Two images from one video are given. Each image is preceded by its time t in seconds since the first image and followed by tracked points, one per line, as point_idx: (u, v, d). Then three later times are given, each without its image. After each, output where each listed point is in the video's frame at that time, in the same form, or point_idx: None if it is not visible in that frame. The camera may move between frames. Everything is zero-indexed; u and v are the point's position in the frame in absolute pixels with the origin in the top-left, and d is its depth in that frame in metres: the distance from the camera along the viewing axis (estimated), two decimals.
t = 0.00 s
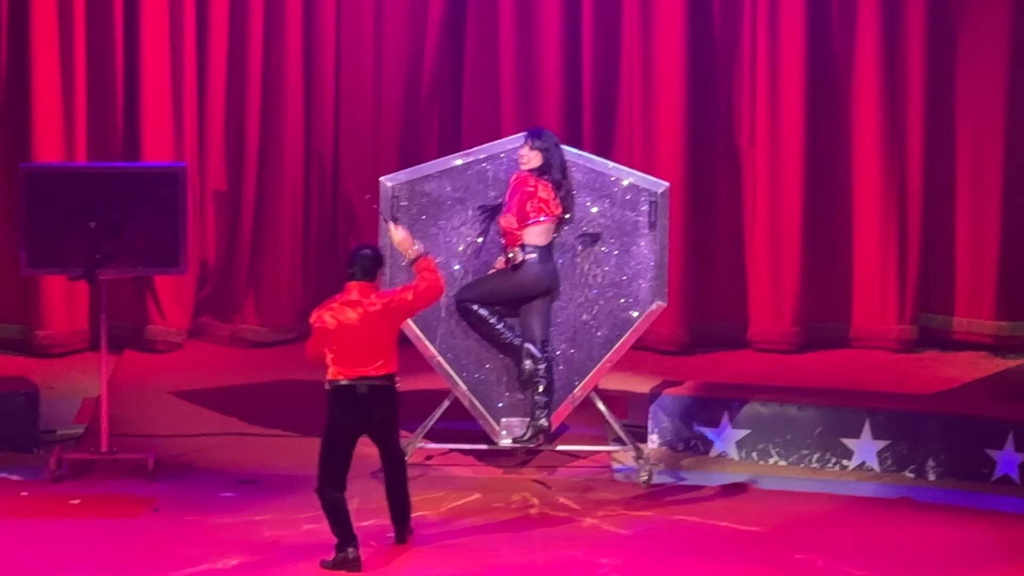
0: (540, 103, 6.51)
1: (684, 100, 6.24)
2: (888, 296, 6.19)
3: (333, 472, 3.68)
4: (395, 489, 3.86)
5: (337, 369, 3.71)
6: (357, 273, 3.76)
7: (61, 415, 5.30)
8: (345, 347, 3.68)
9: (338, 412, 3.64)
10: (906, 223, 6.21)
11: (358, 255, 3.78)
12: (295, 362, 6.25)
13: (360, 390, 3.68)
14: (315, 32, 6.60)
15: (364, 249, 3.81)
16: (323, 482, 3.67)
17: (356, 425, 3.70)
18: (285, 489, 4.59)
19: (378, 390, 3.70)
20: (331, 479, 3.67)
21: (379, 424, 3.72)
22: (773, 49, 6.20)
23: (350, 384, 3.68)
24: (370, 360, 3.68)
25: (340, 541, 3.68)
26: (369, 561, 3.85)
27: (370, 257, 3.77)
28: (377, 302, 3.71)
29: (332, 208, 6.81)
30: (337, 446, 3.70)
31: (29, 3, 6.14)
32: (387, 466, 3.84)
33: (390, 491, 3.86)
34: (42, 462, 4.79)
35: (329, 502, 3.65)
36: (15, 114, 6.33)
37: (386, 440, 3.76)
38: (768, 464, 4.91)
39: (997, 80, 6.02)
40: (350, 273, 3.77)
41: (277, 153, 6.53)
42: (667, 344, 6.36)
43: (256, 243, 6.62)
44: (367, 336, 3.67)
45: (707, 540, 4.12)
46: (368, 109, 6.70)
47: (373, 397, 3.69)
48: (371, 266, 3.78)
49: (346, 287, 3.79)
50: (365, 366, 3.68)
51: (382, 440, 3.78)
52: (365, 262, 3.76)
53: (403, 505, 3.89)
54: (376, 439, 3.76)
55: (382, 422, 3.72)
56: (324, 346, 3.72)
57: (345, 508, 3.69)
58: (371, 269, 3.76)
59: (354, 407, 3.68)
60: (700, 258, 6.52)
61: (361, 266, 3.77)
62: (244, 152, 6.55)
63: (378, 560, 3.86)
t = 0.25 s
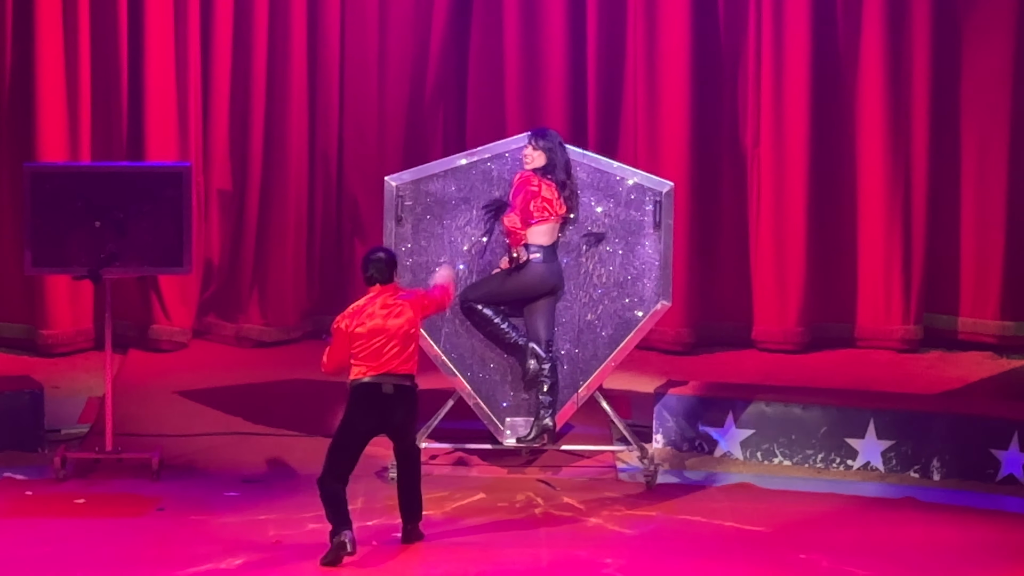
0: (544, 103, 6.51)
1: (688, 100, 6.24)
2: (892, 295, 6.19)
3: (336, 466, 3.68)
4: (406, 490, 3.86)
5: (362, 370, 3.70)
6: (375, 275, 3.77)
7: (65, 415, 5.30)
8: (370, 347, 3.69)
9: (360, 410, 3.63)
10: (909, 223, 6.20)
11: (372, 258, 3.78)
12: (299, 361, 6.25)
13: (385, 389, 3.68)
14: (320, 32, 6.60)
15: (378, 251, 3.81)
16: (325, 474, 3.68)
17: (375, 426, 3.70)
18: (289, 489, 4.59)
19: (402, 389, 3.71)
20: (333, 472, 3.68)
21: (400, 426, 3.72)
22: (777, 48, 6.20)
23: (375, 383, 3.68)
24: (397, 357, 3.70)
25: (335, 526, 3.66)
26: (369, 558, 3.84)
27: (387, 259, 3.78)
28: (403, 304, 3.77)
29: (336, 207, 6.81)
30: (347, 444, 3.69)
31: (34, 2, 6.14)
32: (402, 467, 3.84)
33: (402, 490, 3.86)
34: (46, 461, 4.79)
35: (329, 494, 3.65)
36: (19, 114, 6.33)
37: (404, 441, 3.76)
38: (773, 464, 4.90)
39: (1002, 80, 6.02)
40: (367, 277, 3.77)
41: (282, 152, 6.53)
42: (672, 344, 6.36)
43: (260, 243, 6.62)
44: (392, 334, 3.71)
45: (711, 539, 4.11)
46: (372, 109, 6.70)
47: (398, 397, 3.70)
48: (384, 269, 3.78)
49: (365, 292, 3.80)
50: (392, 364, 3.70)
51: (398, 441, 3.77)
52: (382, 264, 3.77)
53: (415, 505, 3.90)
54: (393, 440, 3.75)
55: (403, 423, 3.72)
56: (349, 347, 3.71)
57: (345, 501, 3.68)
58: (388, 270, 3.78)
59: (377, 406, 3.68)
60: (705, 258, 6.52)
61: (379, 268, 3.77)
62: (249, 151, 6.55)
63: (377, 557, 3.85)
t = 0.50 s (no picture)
0: (546, 104, 6.51)
1: (690, 100, 6.25)
2: (893, 295, 6.19)
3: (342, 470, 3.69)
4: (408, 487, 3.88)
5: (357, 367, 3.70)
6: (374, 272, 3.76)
7: (67, 415, 5.30)
8: (365, 344, 3.69)
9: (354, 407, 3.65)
10: (911, 224, 6.20)
11: (372, 254, 3.77)
12: (301, 361, 6.25)
13: (379, 386, 3.69)
14: (322, 33, 6.60)
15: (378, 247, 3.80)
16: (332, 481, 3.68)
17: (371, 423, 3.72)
18: (291, 488, 4.59)
19: (395, 386, 3.71)
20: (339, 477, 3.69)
21: (395, 422, 3.74)
22: (779, 48, 6.20)
23: (369, 379, 3.68)
24: (392, 355, 3.69)
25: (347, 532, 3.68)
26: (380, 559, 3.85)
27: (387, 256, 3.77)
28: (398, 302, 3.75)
29: (338, 207, 6.81)
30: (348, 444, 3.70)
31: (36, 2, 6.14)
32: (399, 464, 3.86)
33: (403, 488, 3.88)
34: (48, 461, 4.79)
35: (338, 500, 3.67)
36: (21, 114, 6.33)
37: (399, 439, 3.78)
38: (775, 464, 4.90)
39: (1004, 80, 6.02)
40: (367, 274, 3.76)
41: (283, 153, 6.53)
42: (674, 343, 6.36)
43: (261, 242, 6.62)
44: (386, 332, 3.70)
45: (712, 539, 4.11)
46: (374, 109, 6.70)
47: (391, 393, 3.71)
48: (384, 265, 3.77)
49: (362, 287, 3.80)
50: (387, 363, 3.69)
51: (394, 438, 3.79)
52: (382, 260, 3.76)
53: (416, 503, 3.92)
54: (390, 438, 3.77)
55: (398, 419, 3.74)
56: (342, 344, 3.71)
57: (353, 504, 3.70)
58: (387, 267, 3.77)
59: (371, 402, 3.70)
60: (707, 258, 6.52)
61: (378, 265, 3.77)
62: (250, 151, 6.55)
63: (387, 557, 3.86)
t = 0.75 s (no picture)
0: (548, 102, 6.51)
1: (692, 98, 6.24)
2: (895, 294, 6.18)
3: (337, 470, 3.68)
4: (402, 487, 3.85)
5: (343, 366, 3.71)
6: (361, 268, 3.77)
7: (69, 413, 5.30)
8: (350, 343, 3.69)
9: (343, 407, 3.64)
10: (913, 222, 6.20)
11: (358, 249, 3.78)
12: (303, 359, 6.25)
13: (366, 386, 3.68)
14: (323, 31, 6.60)
15: (364, 243, 3.81)
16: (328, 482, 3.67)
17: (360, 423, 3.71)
18: (292, 487, 4.59)
19: (384, 385, 3.70)
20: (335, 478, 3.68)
21: (385, 421, 3.72)
22: (780, 47, 6.20)
23: (356, 379, 3.68)
24: (377, 354, 3.68)
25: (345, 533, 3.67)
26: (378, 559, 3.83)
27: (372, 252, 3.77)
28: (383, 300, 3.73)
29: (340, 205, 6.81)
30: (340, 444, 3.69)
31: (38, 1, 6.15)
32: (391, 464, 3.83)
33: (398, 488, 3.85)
34: (50, 459, 4.79)
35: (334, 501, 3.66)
36: (22, 112, 6.33)
37: (390, 438, 3.76)
38: (776, 462, 4.90)
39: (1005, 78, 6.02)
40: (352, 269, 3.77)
41: (285, 151, 6.53)
42: (676, 342, 6.36)
43: (263, 241, 6.63)
44: (371, 331, 3.69)
45: (713, 538, 4.11)
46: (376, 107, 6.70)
47: (378, 393, 3.70)
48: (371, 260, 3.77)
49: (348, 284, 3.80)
50: (373, 361, 3.69)
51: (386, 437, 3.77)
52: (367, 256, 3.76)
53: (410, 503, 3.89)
54: (382, 437, 3.75)
55: (387, 417, 3.72)
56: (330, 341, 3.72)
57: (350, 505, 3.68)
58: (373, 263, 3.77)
59: (359, 402, 3.68)
60: (708, 256, 6.52)
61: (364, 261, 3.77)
62: (252, 150, 6.55)
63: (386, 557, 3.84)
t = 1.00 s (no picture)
0: (549, 102, 6.51)
1: (693, 98, 6.24)
2: (897, 293, 6.18)
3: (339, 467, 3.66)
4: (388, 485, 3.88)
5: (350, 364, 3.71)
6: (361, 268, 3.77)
7: (70, 413, 5.30)
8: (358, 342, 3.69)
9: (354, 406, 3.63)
10: (914, 222, 6.20)
11: (356, 249, 3.76)
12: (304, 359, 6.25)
13: (377, 383, 3.69)
14: (324, 31, 6.60)
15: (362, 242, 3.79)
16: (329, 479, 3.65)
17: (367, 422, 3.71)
18: (294, 487, 4.59)
19: (393, 382, 3.72)
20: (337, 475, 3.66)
21: (393, 417, 3.74)
22: (781, 47, 6.19)
23: (367, 377, 3.68)
24: (385, 351, 3.71)
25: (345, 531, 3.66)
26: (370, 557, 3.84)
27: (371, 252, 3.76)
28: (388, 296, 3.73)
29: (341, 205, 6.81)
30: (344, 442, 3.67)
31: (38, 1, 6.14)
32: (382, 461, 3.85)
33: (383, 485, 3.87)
34: (51, 460, 4.79)
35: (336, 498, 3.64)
36: (23, 112, 6.33)
37: (389, 436, 3.78)
38: (778, 462, 4.90)
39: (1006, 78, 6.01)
40: (352, 269, 3.76)
41: (286, 151, 6.53)
42: (677, 342, 6.36)
43: (264, 241, 6.62)
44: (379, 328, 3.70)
45: (715, 538, 4.11)
46: (377, 107, 6.70)
47: (389, 390, 3.72)
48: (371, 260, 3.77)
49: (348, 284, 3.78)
50: (381, 358, 3.71)
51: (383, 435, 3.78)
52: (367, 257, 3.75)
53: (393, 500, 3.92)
54: (385, 434, 3.77)
55: (395, 414, 3.75)
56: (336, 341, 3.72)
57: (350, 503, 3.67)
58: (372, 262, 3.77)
59: (368, 401, 3.69)
60: (709, 256, 6.52)
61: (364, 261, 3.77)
62: (253, 150, 6.55)
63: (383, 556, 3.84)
